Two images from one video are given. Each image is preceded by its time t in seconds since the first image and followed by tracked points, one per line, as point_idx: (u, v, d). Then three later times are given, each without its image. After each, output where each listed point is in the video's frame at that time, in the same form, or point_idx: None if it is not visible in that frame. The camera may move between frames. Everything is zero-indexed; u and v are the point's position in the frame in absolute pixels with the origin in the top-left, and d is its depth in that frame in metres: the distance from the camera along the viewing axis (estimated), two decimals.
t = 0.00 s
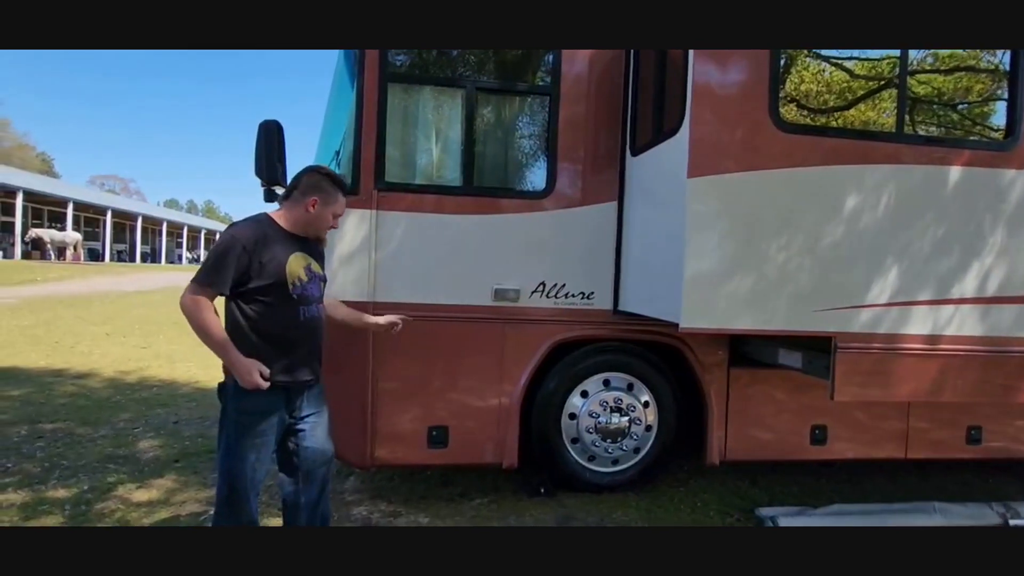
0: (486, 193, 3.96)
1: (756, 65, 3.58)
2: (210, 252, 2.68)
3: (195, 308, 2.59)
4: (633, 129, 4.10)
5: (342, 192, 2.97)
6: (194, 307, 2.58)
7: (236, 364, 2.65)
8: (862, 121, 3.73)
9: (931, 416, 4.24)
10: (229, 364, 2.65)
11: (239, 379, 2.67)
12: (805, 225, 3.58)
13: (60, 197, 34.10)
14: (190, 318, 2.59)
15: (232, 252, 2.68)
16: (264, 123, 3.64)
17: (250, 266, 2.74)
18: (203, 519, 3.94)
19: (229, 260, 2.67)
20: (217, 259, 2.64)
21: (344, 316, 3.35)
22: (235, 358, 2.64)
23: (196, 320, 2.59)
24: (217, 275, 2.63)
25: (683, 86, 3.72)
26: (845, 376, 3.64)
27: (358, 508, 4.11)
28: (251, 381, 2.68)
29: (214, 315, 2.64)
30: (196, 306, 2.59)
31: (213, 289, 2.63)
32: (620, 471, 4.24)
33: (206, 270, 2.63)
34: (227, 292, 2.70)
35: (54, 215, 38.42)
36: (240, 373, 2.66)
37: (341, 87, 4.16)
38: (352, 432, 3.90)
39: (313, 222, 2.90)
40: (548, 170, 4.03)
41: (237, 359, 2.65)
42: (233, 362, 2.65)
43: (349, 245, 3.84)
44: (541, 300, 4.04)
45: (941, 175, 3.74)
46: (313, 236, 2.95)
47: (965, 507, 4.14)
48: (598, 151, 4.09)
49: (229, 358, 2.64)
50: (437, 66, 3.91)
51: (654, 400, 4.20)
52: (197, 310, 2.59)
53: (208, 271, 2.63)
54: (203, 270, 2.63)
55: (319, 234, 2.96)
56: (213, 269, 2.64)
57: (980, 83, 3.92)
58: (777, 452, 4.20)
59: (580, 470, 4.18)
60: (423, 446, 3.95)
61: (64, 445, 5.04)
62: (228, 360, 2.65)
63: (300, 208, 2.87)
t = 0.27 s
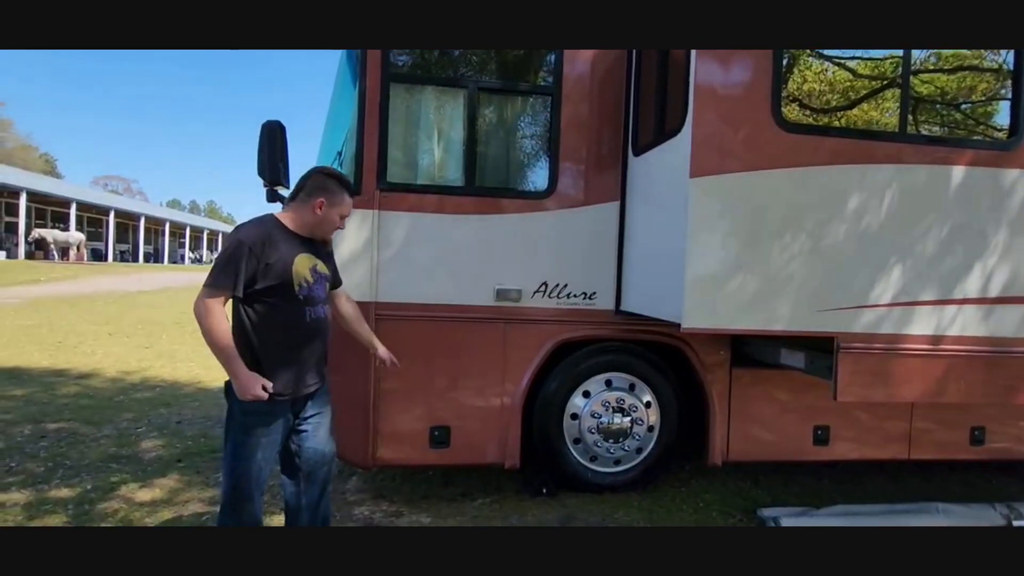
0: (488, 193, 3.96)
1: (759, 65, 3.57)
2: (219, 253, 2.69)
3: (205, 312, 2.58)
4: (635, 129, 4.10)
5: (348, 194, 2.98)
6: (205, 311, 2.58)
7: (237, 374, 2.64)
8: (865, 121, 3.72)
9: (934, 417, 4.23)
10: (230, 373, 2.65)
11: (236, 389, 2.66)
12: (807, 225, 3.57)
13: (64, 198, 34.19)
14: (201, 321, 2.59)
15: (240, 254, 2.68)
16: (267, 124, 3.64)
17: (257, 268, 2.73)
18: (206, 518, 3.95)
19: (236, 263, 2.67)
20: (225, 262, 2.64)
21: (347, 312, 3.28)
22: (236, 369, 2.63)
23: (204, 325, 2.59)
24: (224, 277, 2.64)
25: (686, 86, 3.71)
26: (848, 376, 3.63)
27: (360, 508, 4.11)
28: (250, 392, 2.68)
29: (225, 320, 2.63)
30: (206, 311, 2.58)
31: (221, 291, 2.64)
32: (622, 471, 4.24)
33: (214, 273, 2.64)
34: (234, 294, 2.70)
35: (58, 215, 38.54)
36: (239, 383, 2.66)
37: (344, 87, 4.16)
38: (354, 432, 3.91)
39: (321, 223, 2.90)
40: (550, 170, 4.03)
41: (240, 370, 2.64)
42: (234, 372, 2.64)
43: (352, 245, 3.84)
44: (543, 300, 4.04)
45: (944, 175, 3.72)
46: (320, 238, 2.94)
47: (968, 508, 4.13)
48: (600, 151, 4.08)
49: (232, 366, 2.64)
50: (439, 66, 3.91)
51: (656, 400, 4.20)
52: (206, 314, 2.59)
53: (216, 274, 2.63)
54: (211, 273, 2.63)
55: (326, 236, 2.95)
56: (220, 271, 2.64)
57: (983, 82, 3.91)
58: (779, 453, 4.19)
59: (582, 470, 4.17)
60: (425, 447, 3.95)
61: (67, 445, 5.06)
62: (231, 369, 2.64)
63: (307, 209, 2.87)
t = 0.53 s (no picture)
0: (489, 193, 3.95)
1: (760, 64, 3.57)
2: (223, 251, 2.69)
3: (207, 313, 2.58)
4: (636, 129, 4.09)
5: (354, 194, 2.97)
6: (207, 312, 2.57)
7: (217, 382, 2.58)
8: (866, 121, 3.71)
9: (935, 417, 4.22)
10: (212, 379, 2.57)
11: (210, 398, 2.57)
12: (809, 224, 3.57)
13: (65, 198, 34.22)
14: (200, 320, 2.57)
15: (245, 252, 2.67)
16: (268, 124, 3.64)
17: (261, 267, 2.73)
18: (207, 518, 3.95)
19: (241, 262, 2.66)
20: (230, 261, 2.64)
21: (354, 312, 3.29)
22: (219, 377, 2.57)
23: (205, 324, 2.57)
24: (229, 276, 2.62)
25: (687, 86, 3.71)
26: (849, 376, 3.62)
27: (361, 508, 4.11)
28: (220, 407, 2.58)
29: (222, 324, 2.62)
30: (208, 312, 2.57)
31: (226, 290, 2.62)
32: (623, 471, 4.24)
33: (219, 272, 2.63)
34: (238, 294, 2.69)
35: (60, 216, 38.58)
36: (216, 392, 2.58)
37: (345, 87, 4.16)
38: (355, 432, 3.91)
39: (324, 223, 2.89)
40: (551, 170, 4.02)
41: (222, 378, 2.58)
42: (215, 379, 2.57)
43: (352, 245, 3.84)
44: (544, 300, 4.04)
45: (946, 174, 3.72)
46: (325, 238, 2.94)
47: (970, 509, 4.12)
48: (601, 151, 4.08)
49: (215, 373, 2.57)
50: (440, 66, 3.90)
51: (658, 400, 4.20)
52: (207, 314, 2.58)
53: (221, 272, 2.62)
54: (217, 271, 2.63)
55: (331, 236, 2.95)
56: (225, 270, 2.63)
57: (985, 82, 3.90)
58: (781, 453, 4.19)
59: (584, 470, 4.17)
60: (426, 447, 3.95)
61: (68, 445, 5.06)
62: (213, 376, 2.57)
63: (312, 209, 2.88)
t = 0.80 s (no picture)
0: (490, 193, 3.95)
1: (761, 64, 3.56)
2: (222, 251, 2.68)
3: (205, 312, 2.56)
4: (636, 129, 4.09)
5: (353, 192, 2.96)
6: (204, 311, 2.55)
7: (211, 382, 2.56)
8: (867, 120, 3.71)
9: (936, 417, 4.22)
10: (206, 378, 2.56)
11: (204, 397, 2.55)
12: (810, 224, 3.56)
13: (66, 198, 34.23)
14: (197, 319, 2.56)
15: (244, 252, 2.67)
16: (268, 124, 3.63)
17: (260, 267, 2.72)
18: (207, 519, 3.95)
19: (240, 262, 2.65)
20: (229, 261, 2.63)
21: (357, 309, 3.27)
22: (214, 376, 2.56)
23: (202, 323, 2.56)
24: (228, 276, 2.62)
25: (687, 85, 3.70)
26: (851, 376, 3.62)
27: (361, 508, 4.11)
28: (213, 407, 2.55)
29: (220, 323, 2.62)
30: (206, 311, 2.56)
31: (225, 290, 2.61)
32: (624, 471, 4.23)
33: (217, 271, 2.62)
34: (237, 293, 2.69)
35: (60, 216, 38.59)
36: (210, 392, 2.56)
37: (345, 87, 4.15)
38: (355, 432, 3.90)
39: (323, 222, 2.89)
40: (551, 169, 4.02)
41: (216, 378, 2.57)
42: (209, 378, 2.56)
43: (353, 245, 3.83)
44: (545, 300, 4.03)
45: (947, 174, 3.71)
46: (324, 237, 2.94)
47: (971, 509, 4.12)
48: (601, 151, 4.08)
49: (209, 372, 2.56)
50: (440, 66, 3.90)
51: (658, 400, 4.19)
52: (205, 313, 2.56)
53: (220, 272, 2.62)
54: (216, 271, 2.62)
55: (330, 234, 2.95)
56: (223, 270, 2.62)
57: (985, 81, 3.90)
58: (782, 453, 4.18)
59: (584, 471, 4.17)
60: (426, 447, 3.95)
61: (68, 445, 5.06)
62: (208, 375, 2.57)
63: (310, 208, 2.87)
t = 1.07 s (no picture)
0: (489, 193, 3.94)
1: (761, 63, 3.56)
2: (215, 252, 2.67)
3: (200, 312, 2.56)
4: (636, 128, 4.08)
5: (349, 191, 2.96)
6: (199, 310, 2.54)
7: (215, 379, 2.55)
8: (867, 120, 3.70)
9: (937, 417, 4.21)
10: (209, 377, 2.55)
11: (212, 396, 2.54)
12: (810, 224, 3.56)
13: (65, 198, 34.22)
14: (193, 320, 2.55)
15: (237, 252, 2.66)
16: (267, 123, 3.63)
17: (254, 267, 2.71)
18: (207, 519, 3.94)
19: (234, 261, 2.64)
20: (223, 260, 2.62)
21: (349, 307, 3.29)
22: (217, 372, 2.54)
23: (198, 322, 2.55)
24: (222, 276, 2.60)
25: (687, 85, 3.70)
26: (851, 376, 3.61)
27: (361, 508, 4.10)
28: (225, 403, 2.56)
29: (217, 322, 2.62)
30: (202, 311, 2.55)
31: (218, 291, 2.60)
32: (624, 471, 4.23)
33: (211, 272, 2.61)
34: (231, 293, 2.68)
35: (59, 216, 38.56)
36: (216, 389, 2.55)
37: (344, 86, 4.15)
38: (355, 432, 3.90)
39: (319, 221, 2.89)
40: (551, 169, 4.01)
41: (220, 374, 2.56)
42: (213, 375, 2.54)
43: (352, 245, 3.82)
44: (545, 300, 4.03)
45: (948, 173, 3.71)
46: (320, 236, 2.94)
47: (972, 509, 4.11)
48: (601, 150, 4.07)
49: (212, 369, 2.55)
50: (439, 65, 3.89)
51: (658, 400, 4.19)
52: (201, 313, 2.56)
53: (214, 272, 2.61)
54: (210, 272, 2.61)
55: (327, 234, 2.95)
56: (217, 271, 2.61)
57: (986, 80, 3.89)
58: (782, 453, 4.18)
59: (585, 470, 4.16)
60: (426, 447, 3.94)
61: (68, 445, 5.05)
62: (211, 372, 2.55)
63: (306, 207, 2.86)
